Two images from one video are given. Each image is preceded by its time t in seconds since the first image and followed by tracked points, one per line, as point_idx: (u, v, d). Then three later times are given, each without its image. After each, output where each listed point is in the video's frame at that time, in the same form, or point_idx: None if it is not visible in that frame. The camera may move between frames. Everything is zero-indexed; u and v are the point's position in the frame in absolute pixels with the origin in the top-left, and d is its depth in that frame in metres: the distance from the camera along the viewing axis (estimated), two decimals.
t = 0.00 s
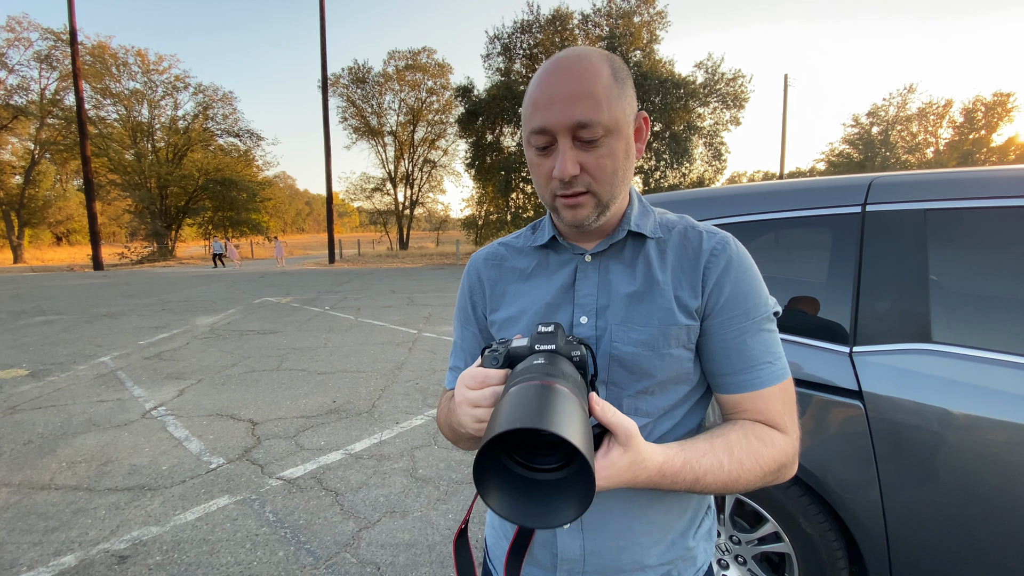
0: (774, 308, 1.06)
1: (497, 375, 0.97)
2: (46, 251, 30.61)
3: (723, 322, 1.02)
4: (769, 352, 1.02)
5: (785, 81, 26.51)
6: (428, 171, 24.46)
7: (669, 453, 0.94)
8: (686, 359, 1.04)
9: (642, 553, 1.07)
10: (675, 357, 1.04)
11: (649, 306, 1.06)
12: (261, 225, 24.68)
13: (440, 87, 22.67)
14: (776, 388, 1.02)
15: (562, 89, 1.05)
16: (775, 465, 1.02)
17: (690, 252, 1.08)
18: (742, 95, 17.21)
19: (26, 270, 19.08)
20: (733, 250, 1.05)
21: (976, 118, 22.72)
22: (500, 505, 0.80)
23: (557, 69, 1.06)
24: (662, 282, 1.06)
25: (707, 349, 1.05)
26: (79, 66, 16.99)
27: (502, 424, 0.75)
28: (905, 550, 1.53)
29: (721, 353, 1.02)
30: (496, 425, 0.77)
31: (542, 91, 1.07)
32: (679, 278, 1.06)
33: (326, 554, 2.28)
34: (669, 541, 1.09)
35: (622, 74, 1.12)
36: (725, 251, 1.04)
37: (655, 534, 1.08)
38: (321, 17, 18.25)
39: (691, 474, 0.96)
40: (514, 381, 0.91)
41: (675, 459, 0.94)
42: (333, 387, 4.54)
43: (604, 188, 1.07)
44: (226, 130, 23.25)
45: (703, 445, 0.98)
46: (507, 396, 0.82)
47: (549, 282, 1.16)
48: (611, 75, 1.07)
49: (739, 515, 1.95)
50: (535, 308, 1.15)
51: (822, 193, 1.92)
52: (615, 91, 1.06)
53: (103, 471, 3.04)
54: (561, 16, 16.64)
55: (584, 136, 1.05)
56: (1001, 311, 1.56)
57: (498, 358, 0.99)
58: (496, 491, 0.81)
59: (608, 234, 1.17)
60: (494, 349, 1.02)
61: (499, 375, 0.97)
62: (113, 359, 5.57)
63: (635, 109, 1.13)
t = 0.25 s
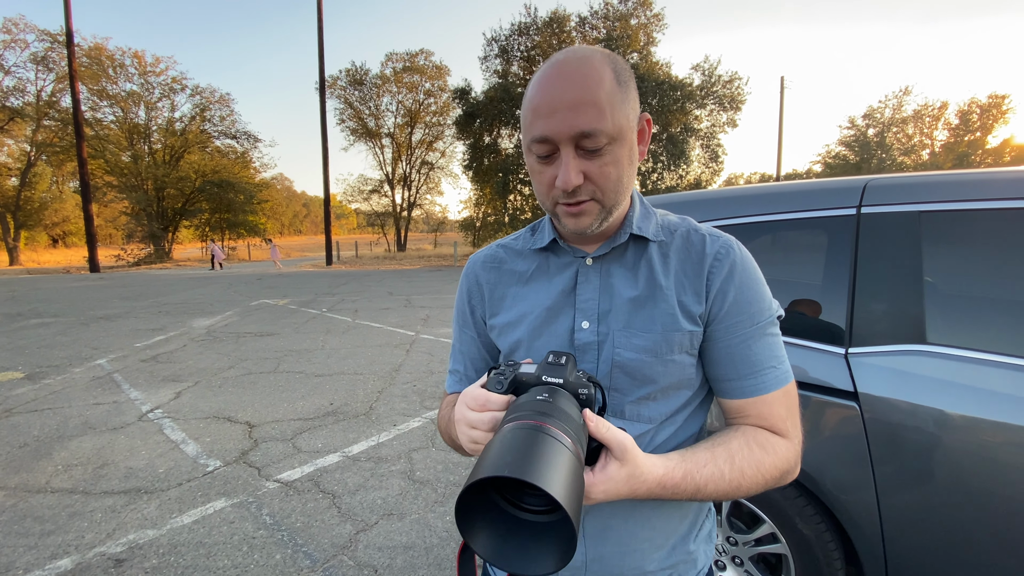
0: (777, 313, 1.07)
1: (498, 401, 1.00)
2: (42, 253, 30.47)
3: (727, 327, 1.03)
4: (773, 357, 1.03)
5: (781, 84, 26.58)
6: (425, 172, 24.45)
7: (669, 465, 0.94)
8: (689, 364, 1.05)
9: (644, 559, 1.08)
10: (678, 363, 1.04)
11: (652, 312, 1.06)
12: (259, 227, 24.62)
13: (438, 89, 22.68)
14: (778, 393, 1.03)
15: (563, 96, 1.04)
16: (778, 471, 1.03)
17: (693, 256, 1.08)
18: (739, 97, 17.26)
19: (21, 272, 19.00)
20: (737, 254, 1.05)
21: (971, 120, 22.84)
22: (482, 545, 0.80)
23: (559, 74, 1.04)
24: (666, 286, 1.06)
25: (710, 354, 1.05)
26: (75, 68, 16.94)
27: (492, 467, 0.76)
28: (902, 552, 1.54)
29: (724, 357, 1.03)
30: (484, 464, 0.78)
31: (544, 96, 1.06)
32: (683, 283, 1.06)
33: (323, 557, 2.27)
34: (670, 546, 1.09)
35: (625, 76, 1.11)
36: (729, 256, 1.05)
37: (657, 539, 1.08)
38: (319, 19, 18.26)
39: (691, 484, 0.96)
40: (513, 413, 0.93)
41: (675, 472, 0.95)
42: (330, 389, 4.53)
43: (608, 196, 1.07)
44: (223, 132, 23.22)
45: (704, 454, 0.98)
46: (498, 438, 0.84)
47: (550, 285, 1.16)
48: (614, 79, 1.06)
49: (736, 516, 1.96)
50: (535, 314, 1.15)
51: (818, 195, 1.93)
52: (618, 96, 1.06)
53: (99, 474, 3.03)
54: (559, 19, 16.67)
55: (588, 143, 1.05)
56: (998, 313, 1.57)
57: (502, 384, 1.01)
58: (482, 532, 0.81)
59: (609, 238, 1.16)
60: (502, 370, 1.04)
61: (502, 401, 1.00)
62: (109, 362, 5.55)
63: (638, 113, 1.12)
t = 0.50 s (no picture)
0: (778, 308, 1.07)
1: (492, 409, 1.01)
2: (41, 253, 30.41)
3: (728, 324, 1.03)
4: (775, 353, 1.03)
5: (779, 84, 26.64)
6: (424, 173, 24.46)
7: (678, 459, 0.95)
8: (690, 363, 1.05)
9: (648, 559, 1.08)
10: (679, 362, 1.04)
11: (653, 310, 1.07)
12: (257, 227, 24.59)
13: (437, 89, 22.69)
14: (784, 388, 1.03)
15: (565, 95, 1.04)
16: (785, 467, 1.04)
17: (692, 252, 1.09)
18: (737, 97, 17.30)
19: (19, 272, 18.96)
20: (739, 251, 1.06)
21: (969, 121, 22.93)
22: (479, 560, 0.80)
23: (561, 73, 1.04)
24: (667, 284, 1.06)
25: (712, 352, 1.05)
26: (73, 67, 16.91)
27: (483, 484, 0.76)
28: (899, 552, 1.54)
29: (727, 355, 1.04)
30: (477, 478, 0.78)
31: (544, 95, 1.05)
32: (683, 280, 1.07)
33: (321, 557, 2.27)
34: (673, 546, 1.09)
35: (629, 76, 1.10)
36: (730, 252, 1.05)
37: (658, 539, 1.08)
38: (318, 18, 18.25)
39: (699, 482, 0.96)
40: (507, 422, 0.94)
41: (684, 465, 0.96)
42: (328, 389, 4.52)
43: (609, 200, 1.07)
44: (221, 132, 23.19)
45: (711, 450, 0.99)
46: (494, 448, 0.85)
47: (549, 284, 1.16)
48: (617, 79, 1.06)
49: (733, 516, 1.96)
50: (533, 313, 1.15)
51: (815, 195, 1.93)
52: (621, 97, 1.05)
53: (96, 474, 3.01)
54: (557, 19, 16.67)
55: (590, 146, 1.04)
56: (996, 312, 1.57)
57: (497, 390, 1.02)
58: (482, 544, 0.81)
59: (609, 237, 1.16)
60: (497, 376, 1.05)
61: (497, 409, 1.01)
62: (107, 362, 5.54)
63: (641, 113, 1.12)
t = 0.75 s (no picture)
0: (781, 300, 1.08)
1: (478, 410, 1.01)
2: (40, 252, 30.38)
3: (735, 316, 1.04)
4: (781, 343, 1.04)
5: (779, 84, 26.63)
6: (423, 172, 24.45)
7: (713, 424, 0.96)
8: (689, 359, 1.05)
9: (650, 555, 1.08)
10: (678, 358, 1.05)
11: (653, 306, 1.07)
12: (257, 226, 24.56)
13: (437, 88, 22.66)
14: (796, 374, 1.05)
15: (565, 93, 1.04)
16: (804, 447, 1.04)
17: (694, 248, 1.09)
18: (737, 97, 17.31)
19: (18, 271, 18.95)
20: (741, 245, 1.06)
21: (968, 121, 22.94)
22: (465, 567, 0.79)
23: (560, 69, 1.04)
24: (668, 280, 1.06)
25: (716, 346, 1.06)
26: (72, 65, 16.86)
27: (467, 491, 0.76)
28: (896, 552, 1.55)
29: (734, 346, 1.04)
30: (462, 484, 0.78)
31: (544, 91, 1.05)
32: (685, 276, 1.07)
33: (319, 556, 2.27)
34: (672, 543, 1.10)
35: (628, 74, 1.11)
36: (733, 246, 1.05)
37: (659, 538, 1.08)
38: (318, 17, 18.20)
39: (738, 450, 0.95)
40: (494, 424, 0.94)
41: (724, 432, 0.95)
42: (327, 388, 4.52)
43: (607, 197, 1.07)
44: (220, 131, 23.16)
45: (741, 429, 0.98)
46: (479, 452, 0.85)
47: (546, 281, 1.16)
48: (617, 77, 1.06)
49: (730, 515, 1.96)
50: (531, 310, 1.15)
51: (814, 194, 1.93)
52: (621, 94, 1.05)
53: (94, 473, 3.01)
54: (557, 18, 16.64)
55: (589, 143, 1.04)
56: (994, 312, 1.57)
57: (484, 392, 1.03)
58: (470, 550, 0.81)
59: (608, 234, 1.16)
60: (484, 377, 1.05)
61: (483, 411, 1.02)
62: (105, 361, 5.53)
63: (640, 112, 1.12)
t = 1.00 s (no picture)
0: (779, 301, 1.08)
1: (474, 411, 1.02)
2: (39, 250, 30.32)
3: (734, 316, 1.04)
4: (778, 343, 1.04)
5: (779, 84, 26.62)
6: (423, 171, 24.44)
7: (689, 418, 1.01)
8: (689, 357, 1.05)
9: (648, 555, 1.08)
10: (678, 357, 1.05)
11: (653, 304, 1.07)
12: (257, 225, 24.54)
13: (436, 87, 22.64)
14: (790, 374, 1.05)
15: (570, 88, 1.04)
16: (794, 444, 1.06)
17: (695, 247, 1.09)
18: (737, 97, 17.31)
19: (17, 269, 18.93)
20: (741, 246, 1.07)
21: (968, 121, 22.96)
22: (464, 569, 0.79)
23: (566, 64, 1.04)
24: (668, 280, 1.07)
25: (715, 346, 1.06)
26: (71, 63, 16.83)
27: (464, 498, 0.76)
28: (893, 551, 1.55)
29: (731, 346, 1.04)
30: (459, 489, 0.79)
31: (549, 86, 1.05)
32: (686, 276, 1.07)
33: (319, 555, 2.27)
34: (671, 542, 1.10)
35: (632, 72, 1.11)
36: (734, 247, 1.06)
37: (657, 537, 1.08)
38: (318, 16, 18.18)
39: (713, 442, 0.99)
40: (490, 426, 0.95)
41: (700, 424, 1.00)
42: (326, 387, 4.52)
43: (611, 193, 1.07)
44: (220, 129, 23.14)
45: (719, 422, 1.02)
46: (476, 456, 0.86)
47: (547, 279, 1.16)
48: (622, 74, 1.06)
49: (729, 514, 1.96)
50: (532, 308, 1.15)
51: (813, 194, 1.94)
52: (627, 90, 1.05)
53: (94, 472, 3.01)
54: (557, 17, 16.62)
55: (594, 138, 1.05)
56: (993, 312, 1.57)
57: (480, 393, 1.03)
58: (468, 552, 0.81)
59: (608, 232, 1.16)
60: (479, 378, 1.06)
61: (480, 412, 1.02)
62: (105, 360, 5.52)
63: (645, 110, 1.12)
